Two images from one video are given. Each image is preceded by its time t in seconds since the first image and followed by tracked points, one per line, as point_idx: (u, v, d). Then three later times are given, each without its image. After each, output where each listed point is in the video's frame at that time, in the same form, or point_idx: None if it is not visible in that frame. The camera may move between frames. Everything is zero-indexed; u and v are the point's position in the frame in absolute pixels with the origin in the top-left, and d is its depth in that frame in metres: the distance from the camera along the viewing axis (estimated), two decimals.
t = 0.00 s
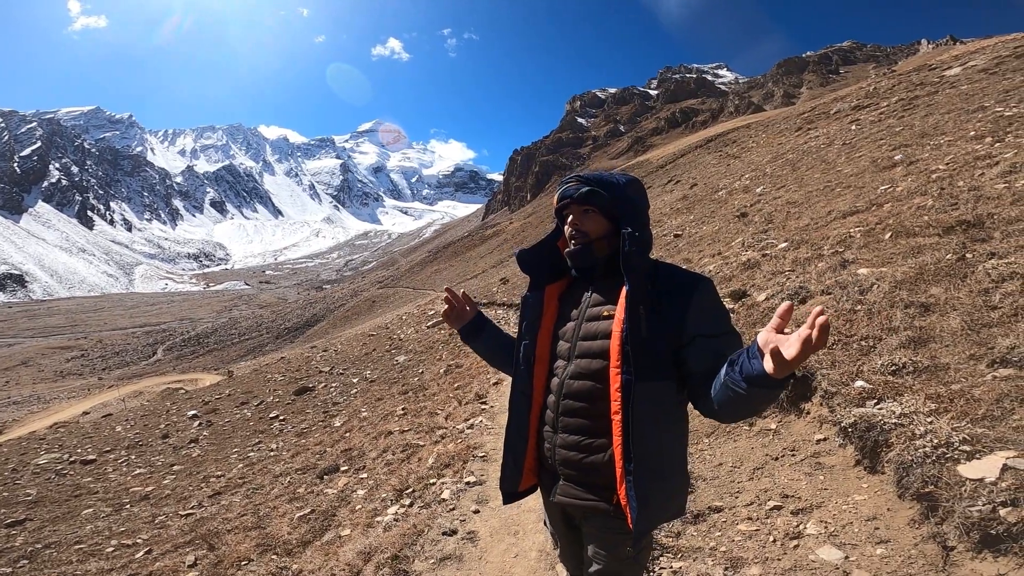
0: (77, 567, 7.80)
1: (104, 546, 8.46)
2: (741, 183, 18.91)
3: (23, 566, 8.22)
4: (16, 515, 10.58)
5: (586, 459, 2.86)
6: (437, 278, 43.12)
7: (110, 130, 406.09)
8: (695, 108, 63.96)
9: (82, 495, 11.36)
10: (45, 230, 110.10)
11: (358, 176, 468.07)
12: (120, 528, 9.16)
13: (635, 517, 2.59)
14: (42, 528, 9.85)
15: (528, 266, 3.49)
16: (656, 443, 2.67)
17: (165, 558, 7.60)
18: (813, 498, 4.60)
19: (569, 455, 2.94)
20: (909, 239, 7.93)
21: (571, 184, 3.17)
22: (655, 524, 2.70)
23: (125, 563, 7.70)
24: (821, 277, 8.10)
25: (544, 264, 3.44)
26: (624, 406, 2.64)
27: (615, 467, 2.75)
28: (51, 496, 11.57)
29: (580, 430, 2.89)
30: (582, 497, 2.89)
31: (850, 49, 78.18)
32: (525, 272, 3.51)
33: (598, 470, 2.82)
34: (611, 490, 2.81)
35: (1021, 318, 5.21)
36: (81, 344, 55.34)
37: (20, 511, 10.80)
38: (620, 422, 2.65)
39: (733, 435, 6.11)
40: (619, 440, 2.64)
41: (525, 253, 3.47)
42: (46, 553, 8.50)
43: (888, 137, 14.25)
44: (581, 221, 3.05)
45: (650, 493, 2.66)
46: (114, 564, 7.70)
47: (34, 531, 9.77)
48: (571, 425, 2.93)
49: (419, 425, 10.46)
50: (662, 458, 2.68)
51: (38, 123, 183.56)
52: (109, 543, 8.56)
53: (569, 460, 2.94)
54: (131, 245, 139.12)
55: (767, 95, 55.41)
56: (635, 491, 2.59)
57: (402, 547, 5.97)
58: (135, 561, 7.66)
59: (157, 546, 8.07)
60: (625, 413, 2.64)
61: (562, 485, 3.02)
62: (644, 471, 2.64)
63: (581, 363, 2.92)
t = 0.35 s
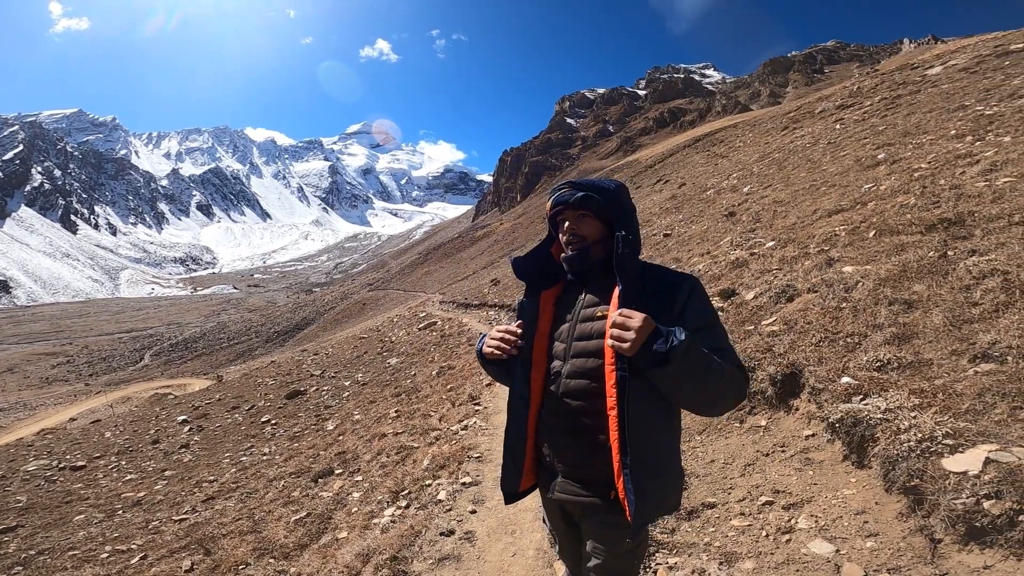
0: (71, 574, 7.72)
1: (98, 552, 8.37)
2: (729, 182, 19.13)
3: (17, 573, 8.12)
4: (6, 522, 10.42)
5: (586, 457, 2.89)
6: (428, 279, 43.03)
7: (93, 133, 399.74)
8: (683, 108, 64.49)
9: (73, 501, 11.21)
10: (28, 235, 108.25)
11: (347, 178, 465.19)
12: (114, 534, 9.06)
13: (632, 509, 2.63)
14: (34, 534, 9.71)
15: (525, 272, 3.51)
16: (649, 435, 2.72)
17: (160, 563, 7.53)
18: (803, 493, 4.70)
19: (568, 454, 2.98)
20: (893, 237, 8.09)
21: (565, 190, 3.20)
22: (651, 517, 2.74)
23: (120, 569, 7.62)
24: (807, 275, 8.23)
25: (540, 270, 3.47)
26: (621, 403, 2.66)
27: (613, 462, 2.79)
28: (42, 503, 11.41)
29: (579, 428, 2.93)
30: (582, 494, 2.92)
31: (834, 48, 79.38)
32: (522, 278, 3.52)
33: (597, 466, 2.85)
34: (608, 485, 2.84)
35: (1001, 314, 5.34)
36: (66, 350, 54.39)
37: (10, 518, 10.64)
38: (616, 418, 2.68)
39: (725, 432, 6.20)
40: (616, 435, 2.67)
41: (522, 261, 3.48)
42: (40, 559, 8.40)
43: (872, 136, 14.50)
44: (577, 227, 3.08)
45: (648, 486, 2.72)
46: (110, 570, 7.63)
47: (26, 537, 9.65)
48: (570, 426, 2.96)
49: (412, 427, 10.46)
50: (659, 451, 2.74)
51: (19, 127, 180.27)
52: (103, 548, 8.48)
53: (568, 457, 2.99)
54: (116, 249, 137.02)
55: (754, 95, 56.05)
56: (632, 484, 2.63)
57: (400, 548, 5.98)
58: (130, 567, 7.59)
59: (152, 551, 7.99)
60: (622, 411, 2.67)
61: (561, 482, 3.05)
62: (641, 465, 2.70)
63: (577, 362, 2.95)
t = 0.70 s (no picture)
0: None
1: (100, 559, 8.36)
2: (719, 183, 19.41)
3: None
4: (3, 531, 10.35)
5: (596, 452, 3.02)
6: (421, 283, 43.03)
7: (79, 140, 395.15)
8: (672, 109, 65.13)
9: (70, 510, 11.15)
10: (13, 242, 106.76)
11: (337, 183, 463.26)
12: (114, 541, 9.05)
13: (646, 498, 2.76)
14: (33, 542, 9.67)
15: (527, 280, 3.63)
16: (657, 429, 2.86)
17: (164, 570, 7.55)
18: (799, 486, 4.86)
19: (580, 448, 3.10)
20: (879, 237, 8.33)
21: (566, 202, 3.34)
22: (662, 504, 2.88)
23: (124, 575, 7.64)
24: (797, 276, 8.44)
25: (543, 277, 3.59)
26: (631, 400, 2.80)
27: (623, 454, 2.93)
28: (38, 511, 11.34)
29: (590, 423, 3.06)
30: (592, 485, 3.05)
31: (820, 49, 80.56)
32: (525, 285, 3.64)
33: (608, 459, 2.98)
34: (619, 477, 2.97)
35: (982, 310, 5.56)
36: (54, 358, 53.66)
37: (7, 527, 10.57)
38: (626, 413, 2.83)
39: (721, 429, 6.37)
40: (627, 429, 2.81)
41: (525, 268, 3.59)
42: (41, 568, 8.37)
43: (858, 137, 14.83)
44: (578, 236, 3.21)
45: (658, 475, 2.85)
46: None
47: (24, 546, 9.60)
48: (580, 421, 3.10)
49: (411, 430, 10.53)
50: (667, 445, 2.87)
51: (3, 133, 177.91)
52: (105, 556, 8.47)
53: (580, 452, 3.11)
54: (103, 256, 135.42)
55: (742, 95, 56.75)
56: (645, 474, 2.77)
57: (408, 548, 6.07)
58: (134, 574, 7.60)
59: (155, 558, 8.01)
60: (632, 407, 2.81)
61: (572, 475, 3.17)
62: (651, 457, 2.84)
63: (585, 361, 3.10)
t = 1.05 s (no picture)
0: None
1: (102, 556, 8.45)
2: (714, 184, 19.62)
3: None
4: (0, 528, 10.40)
5: (600, 437, 3.20)
6: (416, 281, 43.08)
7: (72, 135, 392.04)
8: (670, 109, 65.37)
9: (67, 507, 11.22)
10: (5, 239, 105.95)
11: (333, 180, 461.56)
12: (115, 538, 9.15)
13: (646, 478, 2.94)
14: (31, 539, 9.73)
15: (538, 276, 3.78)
16: (660, 414, 3.03)
17: (168, 565, 7.65)
18: (794, 477, 5.06)
19: (586, 433, 3.28)
20: (872, 238, 8.55)
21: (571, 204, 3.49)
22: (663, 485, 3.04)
23: (127, 571, 7.74)
24: (792, 275, 8.66)
25: (552, 274, 3.75)
26: (630, 389, 2.99)
27: (626, 439, 3.10)
28: (35, 508, 11.39)
29: (595, 410, 3.23)
30: (598, 467, 3.21)
31: (817, 49, 80.98)
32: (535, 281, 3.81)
33: (612, 444, 3.16)
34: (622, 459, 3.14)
35: (970, 308, 5.77)
36: (46, 355, 53.40)
37: (4, 524, 10.62)
38: (627, 399, 3.01)
39: (718, 424, 6.57)
40: (629, 414, 2.99)
41: (536, 266, 3.74)
42: (42, 564, 8.45)
43: (853, 138, 15.06)
44: (581, 238, 3.37)
45: (659, 459, 3.02)
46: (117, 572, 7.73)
47: (23, 542, 9.67)
48: (586, 409, 3.28)
49: (411, 426, 10.66)
50: (668, 431, 3.04)
51: None
52: (106, 552, 8.56)
53: (586, 437, 3.29)
54: (96, 253, 134.52)
55: (739, 95, 57.04)
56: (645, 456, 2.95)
57: (415, 540, 6.23)
58: (137, 569, 7.70)
59: (158, 554, 8.12)
60: (633, 395, 2.99)
61: (578, 459, 3.35)
62: (652, 442, 3.01)
63: (592, 352, 3.27)
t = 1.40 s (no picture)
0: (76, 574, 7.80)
1: (100, 552, 8.46)
2: (715, 183, 19.66)
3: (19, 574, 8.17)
4: None
5: (602, 433, 3.25)
6: (415, 279, 43.11)
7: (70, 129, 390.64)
8: (670, 108, 65.41)
9: (65, 503, 11.23)
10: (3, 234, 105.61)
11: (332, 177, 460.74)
12: (113, 534, 9.18)
13: (643, 475, 2.98)
14: (29, 536, 9.75)
15: (546, 276, 3.83)
16: (657, 412, 3.06)
17: (168, 561, 7.68)
18: (793, 477, 5.10)
19: (588, 429, 3.33)
20: (872, 239, 8.60)
21: (578, 206, 3.52)
22: (660, 483, 3.06)
23: (126, 567, 7.76)
24: (792, 275, 8.70)
25: (559, 274, 3.80)
26: (629, 387, 3.03)
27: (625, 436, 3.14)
28: (33, 504, 11.41)
29: (597, 406, 3.27)
30: (598, 463, 3.26)
31: (819, 49, 81.07)
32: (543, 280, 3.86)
33: (612, 440, 3.20)
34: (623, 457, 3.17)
35: (968, 311, 5.81)
36: (43, 350, 53.32)
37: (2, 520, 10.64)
38: (626, 397, 3.05)
39: (717, 424, 6.62)
40: (627, 411, 3.04)
41: (544, 267, 3.79)
42: (39, 560, 8.46)
43: (854, 139, 15.11)
44: (587, 239, 3.40)
45: (657, 457, 3.04)
46: (117, 569, 7.76)
47: (21, 539, 9.69)
48: (588, 405, 3.32)
49: (411, 424, 10.70)
50: (666, 429, 3.07)
51: None
52: (104, 548, 8.58)
53: (588, 433, 3.34)
54: (94, 248, 134.18)
55: (739, 95, 57.09)
56: (642, 453, 2.99)
57: (416, 537, 6.27)
58: (136, 566, 7.72)
59: (156, 550, 8.14)
60: (631, 392, 3.04)
61: (580, 455, 3.39)
62: (650, 440, 3.04)
63: (594, 350, 3.32)
